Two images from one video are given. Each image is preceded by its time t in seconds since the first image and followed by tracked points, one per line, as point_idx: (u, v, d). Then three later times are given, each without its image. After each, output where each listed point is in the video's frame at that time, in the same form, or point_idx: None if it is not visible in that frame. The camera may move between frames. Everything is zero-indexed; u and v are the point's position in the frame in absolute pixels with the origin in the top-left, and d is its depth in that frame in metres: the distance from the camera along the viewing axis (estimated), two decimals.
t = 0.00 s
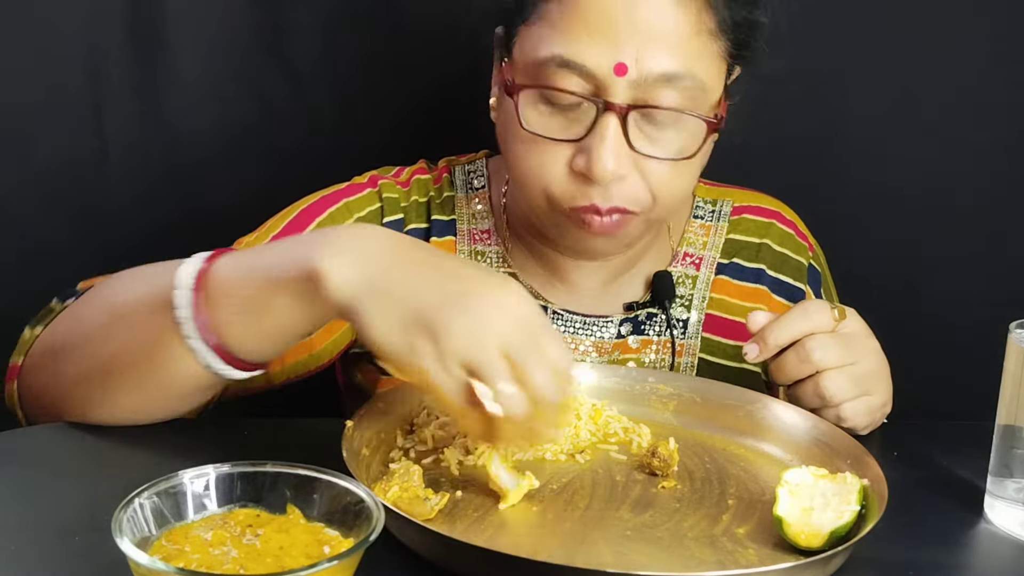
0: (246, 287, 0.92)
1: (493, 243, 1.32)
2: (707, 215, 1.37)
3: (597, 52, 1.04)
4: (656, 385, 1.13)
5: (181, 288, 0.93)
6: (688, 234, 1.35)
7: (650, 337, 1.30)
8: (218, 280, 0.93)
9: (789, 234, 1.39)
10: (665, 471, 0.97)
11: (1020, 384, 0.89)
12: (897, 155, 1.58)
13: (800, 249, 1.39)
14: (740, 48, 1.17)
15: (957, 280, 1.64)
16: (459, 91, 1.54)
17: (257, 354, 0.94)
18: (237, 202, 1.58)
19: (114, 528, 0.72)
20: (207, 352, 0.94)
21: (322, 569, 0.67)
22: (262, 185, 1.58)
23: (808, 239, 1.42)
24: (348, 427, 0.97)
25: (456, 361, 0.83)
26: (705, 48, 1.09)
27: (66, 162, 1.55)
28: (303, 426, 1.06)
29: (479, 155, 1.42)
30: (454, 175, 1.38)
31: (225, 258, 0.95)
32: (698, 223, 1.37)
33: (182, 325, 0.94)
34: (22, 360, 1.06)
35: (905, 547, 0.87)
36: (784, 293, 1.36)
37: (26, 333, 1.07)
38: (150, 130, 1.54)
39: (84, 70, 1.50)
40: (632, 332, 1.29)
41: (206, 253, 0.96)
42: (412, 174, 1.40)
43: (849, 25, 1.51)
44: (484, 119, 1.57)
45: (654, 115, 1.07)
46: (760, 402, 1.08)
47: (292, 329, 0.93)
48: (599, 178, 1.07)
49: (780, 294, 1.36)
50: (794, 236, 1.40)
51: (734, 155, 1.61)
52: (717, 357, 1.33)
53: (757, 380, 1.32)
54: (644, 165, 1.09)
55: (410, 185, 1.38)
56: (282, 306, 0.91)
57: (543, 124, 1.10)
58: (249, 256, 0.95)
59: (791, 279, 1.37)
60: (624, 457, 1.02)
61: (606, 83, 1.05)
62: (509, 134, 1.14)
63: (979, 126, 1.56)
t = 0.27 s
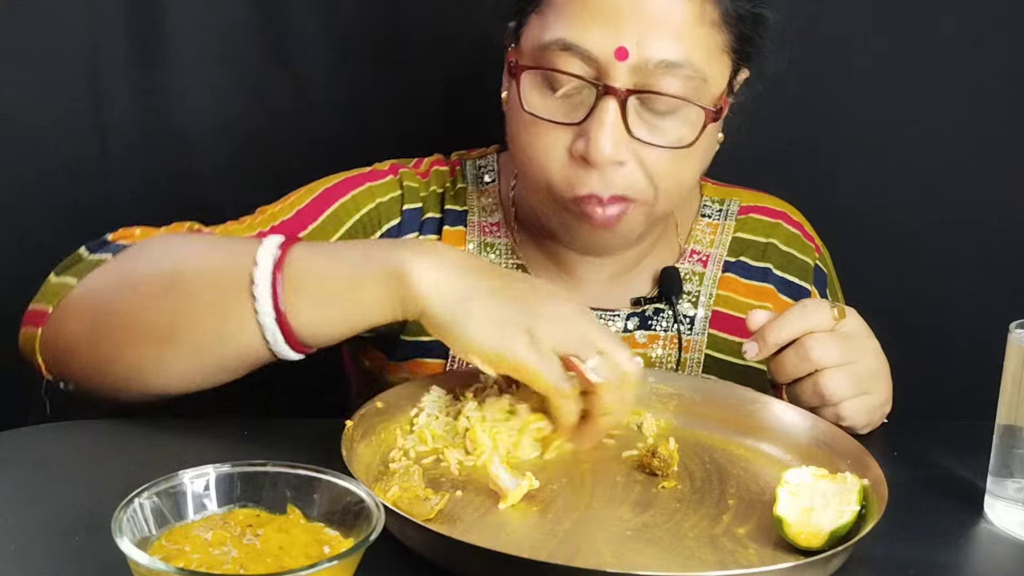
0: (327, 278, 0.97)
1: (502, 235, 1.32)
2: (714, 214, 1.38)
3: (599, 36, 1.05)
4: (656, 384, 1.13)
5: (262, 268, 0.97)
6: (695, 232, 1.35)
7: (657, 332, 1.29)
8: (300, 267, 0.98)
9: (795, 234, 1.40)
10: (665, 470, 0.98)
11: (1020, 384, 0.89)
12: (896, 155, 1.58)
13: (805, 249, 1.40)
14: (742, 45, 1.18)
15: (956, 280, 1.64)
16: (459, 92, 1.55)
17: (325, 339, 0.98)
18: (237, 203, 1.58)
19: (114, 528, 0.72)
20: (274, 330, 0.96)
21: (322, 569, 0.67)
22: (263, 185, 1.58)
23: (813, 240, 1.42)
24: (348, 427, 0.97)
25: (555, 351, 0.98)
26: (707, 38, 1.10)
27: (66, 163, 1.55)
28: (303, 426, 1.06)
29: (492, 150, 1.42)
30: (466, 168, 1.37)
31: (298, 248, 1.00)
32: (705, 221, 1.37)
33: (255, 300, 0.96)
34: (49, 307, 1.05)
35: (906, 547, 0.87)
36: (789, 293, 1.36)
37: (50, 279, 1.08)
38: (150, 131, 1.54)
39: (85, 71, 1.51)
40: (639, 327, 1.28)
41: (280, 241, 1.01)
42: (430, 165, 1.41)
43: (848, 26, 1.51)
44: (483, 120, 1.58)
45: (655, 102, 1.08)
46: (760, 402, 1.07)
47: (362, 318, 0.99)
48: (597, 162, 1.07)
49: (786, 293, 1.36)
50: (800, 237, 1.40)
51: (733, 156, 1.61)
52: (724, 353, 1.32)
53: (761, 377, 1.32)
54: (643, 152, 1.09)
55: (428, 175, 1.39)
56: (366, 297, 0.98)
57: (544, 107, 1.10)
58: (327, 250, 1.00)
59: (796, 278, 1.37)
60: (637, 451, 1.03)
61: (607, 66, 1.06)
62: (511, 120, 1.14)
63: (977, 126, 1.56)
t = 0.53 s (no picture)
0: (247, 229, 0.95)
1: (513, 228, 1.32)
2: (724, 216, 1.38)
3: (616, 38, 1.05)
4: (656, 384, 1.13)
5: (191, 218, 0.96)
6: (705, 233, 1.36)
7: (665, 331, 1.29)
8: (224, 219, 0.96)
9: (805, 238, 1.40)
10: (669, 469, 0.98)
11: (1020, 384, 0.89)
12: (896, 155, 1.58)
13: (814, 253, 1.40)
14: (759, 53, 1.18)
15: (956, 280, 1.64)
16: (458, 90, 1.54)
17: (246, 290, 0.95)
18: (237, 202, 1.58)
19: (114, 529, 0.72)
20: (197, 283, 0.95)
21: (322, 569, 0.67)
22: (262, 184, 1.58)
23: (822, 244, 1.42)
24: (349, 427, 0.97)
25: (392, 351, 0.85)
26: (724, 44, 1.10)
27: (65, 162, 1.56)
28: (304, 425, 1.06)
29: (504, 145, 1.42)
30: (480, 162, 1.37)
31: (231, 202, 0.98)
32: (715, 222, 1.37)
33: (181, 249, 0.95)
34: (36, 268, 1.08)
35: (905, 547, 0.87)
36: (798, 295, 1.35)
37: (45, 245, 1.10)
38: (150, 130, 1.54)
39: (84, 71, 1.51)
40: (647, 325, 1.29)
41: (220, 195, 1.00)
42: (442, 156, 1.42)
43: (849, 25, 1.51)
44: (483, 118, 1.58)
45: (668, 106, 1.08)
46: (759, 402, 1.08)
47: (276, 274, 0.94)
48: (608, 163, 1.07)
49: (794, 295, 1.35)
50: (809, 241, 1.40)
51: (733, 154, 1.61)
52: (731, 353, 1.31)
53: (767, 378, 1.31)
54: (654, 155, 1.09)
55: (438, 165, 1.40)
56: (272, 249, 0.94)
57: (558, 107, 1.10)
58: (260, 203, 0.98)
59: (806, 282, 1.37)
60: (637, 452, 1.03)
61: (622, 69, 1.06)
62: (525, 118, 1.14)
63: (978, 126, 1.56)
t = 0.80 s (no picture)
0: (259, 290, 0.94)
1: (514, 228, 1.32)
2: (724, 214, 1.38)
3: (630, 44, 1.05)
4: (656, 384, 1.13)
5: (199, 282, 0.96)
6: (705, 232, 1.35)
7: (667, 331, 1.29)
8: (234, 277, 0.95)
9: (805, 236, 1.40)
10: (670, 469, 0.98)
11: (1020, 384, 0.89)
12: (896, 155, 1.58)
13: (815, 251, 1.40)
14: (766, 51, 1.18)
15: (956, 279, 1.64)
16: (459, 91, 1.55)
17: (265, 350, 0.96)
18: (238, 203, 1.59)
19: (114, 528, 0.72)
20: (213, 344, 0.96)
21: (322, 569, 0.67)
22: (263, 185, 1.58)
23: (822, 242, 1.43)
24: (348, 429, 0.97)
25: (452, 381, 0.88)
26: (736, 47, 1.10)
27: (66, 162, 1.56)
28: (305, 425, 1.06)
29: (503, 145, 1.42)
30: (479, 163, 1.38)
31: (243, 254, 0.98)
32: (715, 221, 1.37)
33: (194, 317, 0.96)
34: (40, 314, 1.05)
35: (905, 547, 0.87)
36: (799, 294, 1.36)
37: (48, 286, 1.06)
38: (150, 131, 1.55)
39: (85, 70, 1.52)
40: (649, 325, 1.29)
41: (227, 247, 0.99)
42: (440, 159, 1.41)
43: (848, 25, 1.51)
44: (484, 119, 1.58)
45: (684, 110, 1.07)
46: (761, 402, 1.08)
47: (292, 335, 0.95)
48: (625, 170, 1.07)
49: (795, 294, 1.36)
50: (809, 239, 1.41)
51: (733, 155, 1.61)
52: (733, 352, 1.31)
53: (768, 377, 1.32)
54: (668, 159, 1.09)
55: (436, 169, 1.39)
56: (288, 313, 0.94)
57: (571, 114, 1.10)
58: (272, 258, 0.97)
59: (807, 280, 1.37)
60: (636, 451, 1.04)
61: (637, 76, 1.05)
62: (535, 126, 1.13)
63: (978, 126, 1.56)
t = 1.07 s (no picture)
0: (331, 317, 0.96)
1: (513, 231, 1.32)
2: (724, 215, 1.37)
3: (625, 41, 1.05)
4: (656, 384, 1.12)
5: (268, 304, 0.97)
6: (705, 233, 1.35)
7: (666, 334, 1.29)
8: (304, 303, 0.97)
9: (804, 237, 1.41)
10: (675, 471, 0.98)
11: (1019, 383, 0.89)
12: (896, 155, 1.58)
13: (815, 253, 1.41)
14: (763, 51, 1.18)
15: (955, 279, 1.64)
16: (459, 92, 1.55)
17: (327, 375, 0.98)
18: (238, 203, 1.59)
19: (114, 528, 0.72)
20: (277, 366, 0.97)
21: (322, 569, 0.67)
22: (264, 185, 1.59)
23: (822, 243, 1.43)
24: (348, 427, 0.97)
25: (552, 387, 0.96)
26: (732, 45, 1.11)
27: (67, 162, 1.57)
28: (305, 425, 1.06)
29: (502, 145, 1.42)
30: (478, 164, 1.38)
31: (308, 278, 1.00)
32: (714, 222, 1.37)
33: (261, 339, 0.97)
34: (60, 320, 1.03)
35: (905, 547, 0.87)
36: (798, 295, 1.36)
37: (59, 288, 1.05)
38: (150, 131, 1.55)
39: (85, 70, 1.52)
40: (649, 328, 1.28)
41: (287, 272, 1.00)
42: (441, 160, 1.41)
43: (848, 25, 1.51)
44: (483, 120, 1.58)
45: (678, 109, 1.07)
46: (760, 402, 1.07)
47: (356, 362, 0.98)
48: (620, 168, 1.07)
49: (795, 296, 1.36)
50: (809, 240, 1.41)
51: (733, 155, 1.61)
52: (732, 356, 1.31)
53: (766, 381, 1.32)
54: (664, 159, 1.09)
55: (439, 170, 1.39)
56: (362, 339, 0.97)
57: (566, 112, 1.09)
58: (333, 284, 1.00)
59: (807, 281, 1.38)
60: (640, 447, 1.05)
61: (632, 73, 1.05)
62: (531, 124, 1.13)
63: (977, 126, 1.56)
